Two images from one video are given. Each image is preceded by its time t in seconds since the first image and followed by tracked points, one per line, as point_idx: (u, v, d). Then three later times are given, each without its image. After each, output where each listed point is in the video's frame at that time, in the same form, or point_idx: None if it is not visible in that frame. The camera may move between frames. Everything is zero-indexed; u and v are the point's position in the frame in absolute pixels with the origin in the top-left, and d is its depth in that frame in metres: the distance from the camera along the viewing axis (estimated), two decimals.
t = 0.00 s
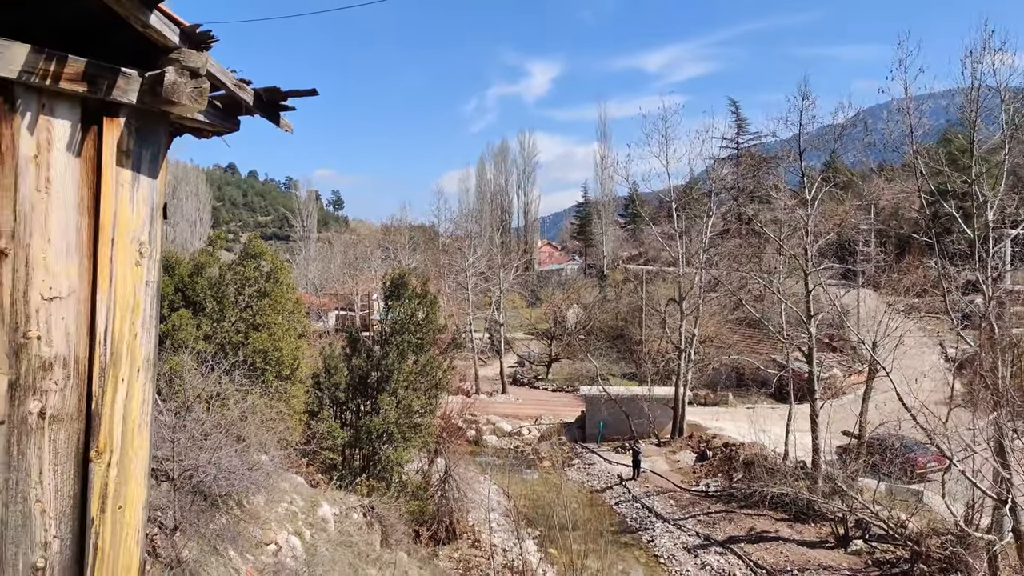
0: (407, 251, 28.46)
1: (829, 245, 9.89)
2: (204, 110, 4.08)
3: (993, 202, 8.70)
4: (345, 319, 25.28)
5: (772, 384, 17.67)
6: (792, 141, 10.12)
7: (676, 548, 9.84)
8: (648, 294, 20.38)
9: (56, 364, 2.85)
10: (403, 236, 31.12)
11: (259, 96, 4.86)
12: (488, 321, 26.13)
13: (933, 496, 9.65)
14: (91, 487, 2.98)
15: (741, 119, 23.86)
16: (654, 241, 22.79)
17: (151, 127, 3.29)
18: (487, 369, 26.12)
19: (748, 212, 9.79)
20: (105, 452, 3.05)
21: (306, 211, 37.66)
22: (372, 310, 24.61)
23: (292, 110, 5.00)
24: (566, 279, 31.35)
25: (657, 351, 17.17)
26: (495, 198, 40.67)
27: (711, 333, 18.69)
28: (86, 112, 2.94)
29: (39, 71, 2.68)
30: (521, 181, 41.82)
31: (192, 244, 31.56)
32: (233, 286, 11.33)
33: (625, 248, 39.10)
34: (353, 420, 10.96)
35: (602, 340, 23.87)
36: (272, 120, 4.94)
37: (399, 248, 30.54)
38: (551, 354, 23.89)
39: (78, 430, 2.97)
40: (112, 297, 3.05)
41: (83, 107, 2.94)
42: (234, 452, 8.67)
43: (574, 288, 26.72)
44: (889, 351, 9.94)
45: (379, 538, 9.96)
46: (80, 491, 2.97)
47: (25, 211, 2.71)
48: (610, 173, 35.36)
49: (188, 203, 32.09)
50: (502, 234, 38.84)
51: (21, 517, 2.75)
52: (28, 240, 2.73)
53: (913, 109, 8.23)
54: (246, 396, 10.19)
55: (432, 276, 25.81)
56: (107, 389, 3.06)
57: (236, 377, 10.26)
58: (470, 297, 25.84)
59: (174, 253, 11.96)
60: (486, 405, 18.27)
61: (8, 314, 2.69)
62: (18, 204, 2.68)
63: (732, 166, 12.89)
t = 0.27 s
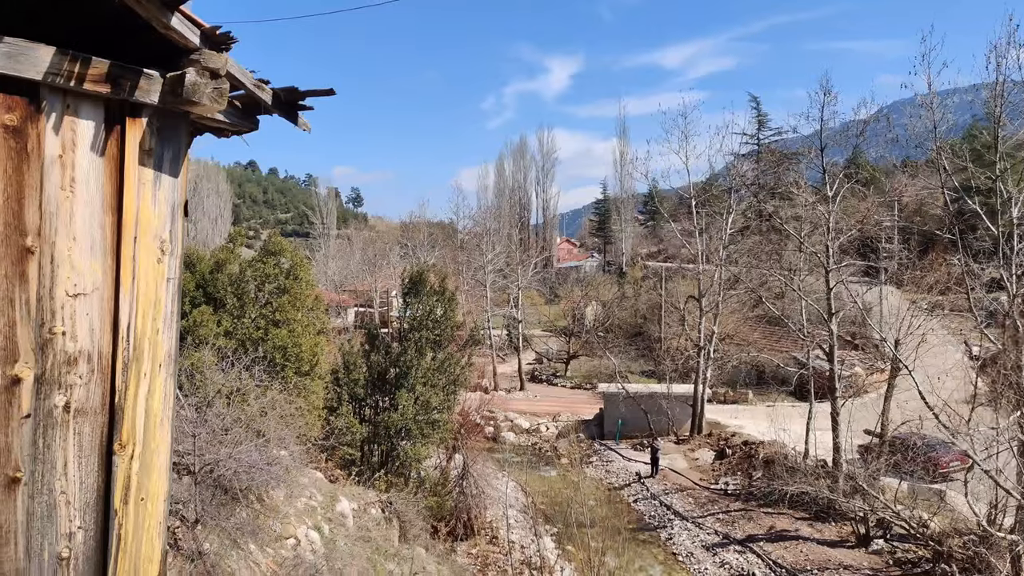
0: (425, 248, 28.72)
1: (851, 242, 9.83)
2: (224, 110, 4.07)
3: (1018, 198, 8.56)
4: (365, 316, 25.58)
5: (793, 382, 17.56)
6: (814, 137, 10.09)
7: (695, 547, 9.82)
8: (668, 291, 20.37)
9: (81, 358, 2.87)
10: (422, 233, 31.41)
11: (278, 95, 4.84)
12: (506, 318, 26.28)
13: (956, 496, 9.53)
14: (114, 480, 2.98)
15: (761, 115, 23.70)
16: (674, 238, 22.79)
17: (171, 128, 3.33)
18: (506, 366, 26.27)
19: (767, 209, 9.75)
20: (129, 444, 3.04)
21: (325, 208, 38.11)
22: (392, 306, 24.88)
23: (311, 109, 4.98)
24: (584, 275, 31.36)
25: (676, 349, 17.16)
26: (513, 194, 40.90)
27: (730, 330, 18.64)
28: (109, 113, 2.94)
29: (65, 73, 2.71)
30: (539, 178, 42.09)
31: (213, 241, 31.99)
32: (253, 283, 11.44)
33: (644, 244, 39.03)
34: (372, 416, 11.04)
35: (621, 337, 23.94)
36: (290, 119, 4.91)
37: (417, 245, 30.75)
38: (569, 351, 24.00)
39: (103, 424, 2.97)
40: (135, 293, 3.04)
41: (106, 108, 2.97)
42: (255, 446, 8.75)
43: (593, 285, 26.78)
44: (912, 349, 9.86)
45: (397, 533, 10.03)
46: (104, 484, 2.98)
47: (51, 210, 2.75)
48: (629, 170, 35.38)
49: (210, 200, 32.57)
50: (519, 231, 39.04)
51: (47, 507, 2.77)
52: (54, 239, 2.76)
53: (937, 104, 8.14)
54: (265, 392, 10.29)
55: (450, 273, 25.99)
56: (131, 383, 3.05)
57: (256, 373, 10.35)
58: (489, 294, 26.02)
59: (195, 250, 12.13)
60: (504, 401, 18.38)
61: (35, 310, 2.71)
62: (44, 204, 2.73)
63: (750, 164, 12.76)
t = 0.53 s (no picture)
0: (437, 247, 28.87)
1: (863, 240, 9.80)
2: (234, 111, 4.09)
3: None
4: (377, 314, 25.73)
5: (805, 381, 17.51)
6: (826, 135, 10.10)
7: (705, 545, 9.80)
8: (680, 289, 20.38)
9: (93, 355, 3.00)
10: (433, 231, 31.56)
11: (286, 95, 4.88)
12: (517, 316, 26.36)
13: (968, 495, 9.50)
14: (126, 474, 3.12)
15: (776, 113, 23.67)
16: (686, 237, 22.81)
17: (183, 127, 3.43)
18: (516, 364, 26.36)
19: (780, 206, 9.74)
20: (140, 439, 3.18)
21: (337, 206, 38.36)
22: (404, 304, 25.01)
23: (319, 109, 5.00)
24: (596, 274, 31.35)
25: (686, 348, 17.17)
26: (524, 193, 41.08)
27: (742, 329, 18.59)
28: (121, 113, 3.08)
29: (78, 73, 2.83)
30: (550, 176, 42.32)
31: (226, 238, 32.26)
32: (264, 280, 11.52)
33: (655, 243, 38.98)
34: (381, 414, 11.13)
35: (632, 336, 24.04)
36: (298, 118, 4.91)
37: (429, 243, 30.93)
38: (580, 349, 24.08)
39: (114, 419, 3.12)
40: (146, 290, 3.18)
41: (119, 108, 3.09)
42: (265, 442, 8.80)
43: (604, 283, 26.82)
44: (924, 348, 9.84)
45: (407, 530, 10.05)
46: (115, 478, 3.12)
47: (64, 209, 2.88)
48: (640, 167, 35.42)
49: (222, 198, 32.81)
50: (530, 230, 39.19)
51: (60, 501, 2.92)
52: (68, 237, 2.90)
53: (949, 102, 8.12)
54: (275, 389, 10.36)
55: (461, 270, 26.16)
56: (142, 378, 3.19)
57: (266, 370, 10.42)
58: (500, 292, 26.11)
59: (207, 247, 12.22)
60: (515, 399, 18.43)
61: (48, 308, 2.85)
62: (57, 203, 2.85)
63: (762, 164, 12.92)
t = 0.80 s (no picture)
0: (447, 246, 29.07)
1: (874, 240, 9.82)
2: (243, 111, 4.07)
3: None
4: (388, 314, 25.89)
5: (815, 381, 17.52)
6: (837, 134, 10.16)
7: (715, 544, 9.83)
8: (689, 289, 20.46)
9: (104, 352, 3.07)
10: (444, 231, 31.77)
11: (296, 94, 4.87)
12: (527, 316, 26.51)
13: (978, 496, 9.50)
14: (136, 469, 3.18)
15: (786, 113, 23.70)
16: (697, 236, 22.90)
17: (193, 128, 3.47)
18: (526, 363, 26.51)
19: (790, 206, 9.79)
20: (149, 435, 3.24)
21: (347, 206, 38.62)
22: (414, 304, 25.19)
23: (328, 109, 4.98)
24: (605, 273, 31.43)
25: (696, 348, 17.24)
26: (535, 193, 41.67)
27: (751, 329, 18.60)
28: (132, 113, 3.13)
29: (89, 74, 2.88)
30: (560, 176, 42.66)
31: (237, 238, 32.53)
32: (276, 279, 11.57)
33: (664, 243, 39.01)
34: (392, 413, 11.17)
35: (642, 336, 24.17)
36: (307, 118, 4.89)
37: (439, 243, 31.08)
38: (590, 349, 24.21)
39: (125, 415, 3.18)
40: (156, 287, 3.25)
41: (130, 108, 3.14)
42: (275, 440, 8.81)
43: (614, 283, 26.94)
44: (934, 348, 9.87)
45: (418, 529, 10.05)
46: (125, 473, 3.18)
47: (76, 208, 2.94)
48: (648, 168, 35.51)
49: (232, 198, 33.04)
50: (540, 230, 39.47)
51: (72, 496, 2.98)
52: (79, 235, 2.96)
53: (959, 102, 8.17)
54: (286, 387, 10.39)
55: (472, 270, 26.39)
56: (153, 375, 3.25)
57: (277, 368, 10.46)
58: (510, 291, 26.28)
59: (218, 246, 12.27)
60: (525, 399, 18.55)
61: (60, 305, 2.92)
62: (68, 202, 2.91)
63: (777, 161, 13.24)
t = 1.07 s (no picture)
0: (455, 246, 29.17)
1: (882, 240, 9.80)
2: (254, 113, 4.14)
3: None
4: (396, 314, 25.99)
5: (824, 381, 17.48)
6: (844, 134, 10.15)
7: (723, 544, 9.83)
8: (697, 289, 20.45)
9: (119, 350, 3.14)
10: (451, 232, 31.87)
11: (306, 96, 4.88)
12: (535, 316, 26.54)
13: (988, 496, 9.46)
14: (151, 465, 3.28)
15: (795, 112, 23.63)
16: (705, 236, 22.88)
17: (205, 129, 3.57)
18: (534, 363, 26.57)
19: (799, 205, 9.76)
20: (164, 432, 3.34)
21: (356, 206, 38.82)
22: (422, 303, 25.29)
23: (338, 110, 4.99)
24: (613, 273, 31.45)
25: (704, 348, 17.24)
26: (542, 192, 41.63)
27: (759, 328, 18.56)
28: (146, 115, 3.21)
29: (104, 77, 2.94)
30: (567, 176, 42.67)
31: (247, 238, 32.77)
32: (285, 279, 11.67)
33: (673, 242, 38.96)
34: (400, 412, 11.25)
35: (650, 335, 24.18)
36: (318, 121, 4.94)
37: (449, 243, 31.21)
38: (598, 349, 24.24)
39: (139, 412, 3.26)
40: (169, 286, 3.33)
41: (143, 111, 3.23)
42: (285, 439, 8.91)
43: (622, 283, 26.96)
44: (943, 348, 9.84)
45: (426, 528, 10.12)
46: (140, 468, 3.27)
47: (92, 209, 2.99)
48: (657, 167, 35.49)
49: (242, 198, 33.29)
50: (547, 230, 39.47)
51: (87, 491, 3.03)
52: (94, 235, 3.01)
53: (966, 102, 8.16)
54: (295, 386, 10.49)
55: (481, 269, 26.52)
56: (166, 373, 3.35)
57: (287, 367, 10.57)
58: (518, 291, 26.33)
59: (227, 246, 12.38)
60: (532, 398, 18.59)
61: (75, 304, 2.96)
62: (85, 202, 2.96)
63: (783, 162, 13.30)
